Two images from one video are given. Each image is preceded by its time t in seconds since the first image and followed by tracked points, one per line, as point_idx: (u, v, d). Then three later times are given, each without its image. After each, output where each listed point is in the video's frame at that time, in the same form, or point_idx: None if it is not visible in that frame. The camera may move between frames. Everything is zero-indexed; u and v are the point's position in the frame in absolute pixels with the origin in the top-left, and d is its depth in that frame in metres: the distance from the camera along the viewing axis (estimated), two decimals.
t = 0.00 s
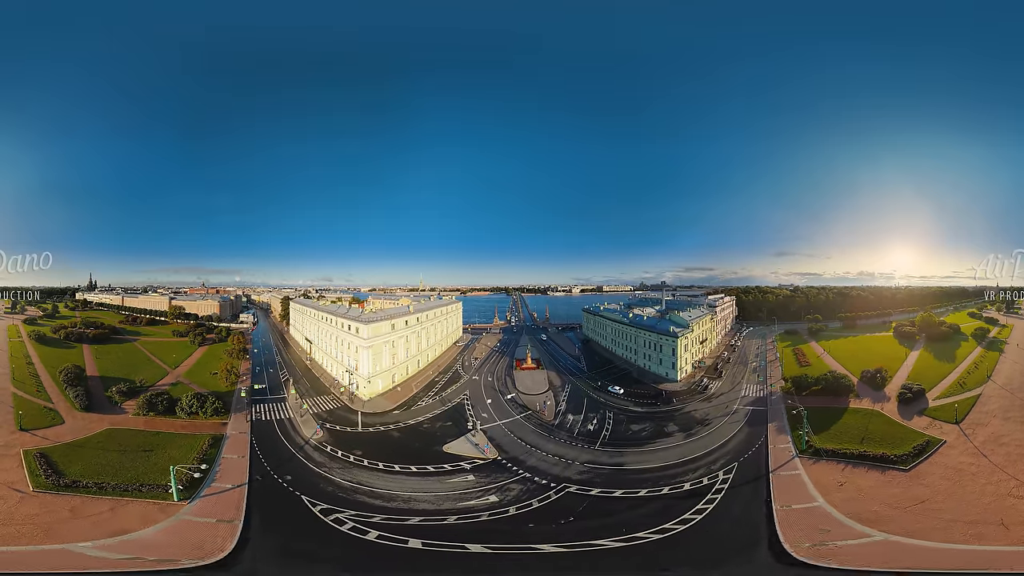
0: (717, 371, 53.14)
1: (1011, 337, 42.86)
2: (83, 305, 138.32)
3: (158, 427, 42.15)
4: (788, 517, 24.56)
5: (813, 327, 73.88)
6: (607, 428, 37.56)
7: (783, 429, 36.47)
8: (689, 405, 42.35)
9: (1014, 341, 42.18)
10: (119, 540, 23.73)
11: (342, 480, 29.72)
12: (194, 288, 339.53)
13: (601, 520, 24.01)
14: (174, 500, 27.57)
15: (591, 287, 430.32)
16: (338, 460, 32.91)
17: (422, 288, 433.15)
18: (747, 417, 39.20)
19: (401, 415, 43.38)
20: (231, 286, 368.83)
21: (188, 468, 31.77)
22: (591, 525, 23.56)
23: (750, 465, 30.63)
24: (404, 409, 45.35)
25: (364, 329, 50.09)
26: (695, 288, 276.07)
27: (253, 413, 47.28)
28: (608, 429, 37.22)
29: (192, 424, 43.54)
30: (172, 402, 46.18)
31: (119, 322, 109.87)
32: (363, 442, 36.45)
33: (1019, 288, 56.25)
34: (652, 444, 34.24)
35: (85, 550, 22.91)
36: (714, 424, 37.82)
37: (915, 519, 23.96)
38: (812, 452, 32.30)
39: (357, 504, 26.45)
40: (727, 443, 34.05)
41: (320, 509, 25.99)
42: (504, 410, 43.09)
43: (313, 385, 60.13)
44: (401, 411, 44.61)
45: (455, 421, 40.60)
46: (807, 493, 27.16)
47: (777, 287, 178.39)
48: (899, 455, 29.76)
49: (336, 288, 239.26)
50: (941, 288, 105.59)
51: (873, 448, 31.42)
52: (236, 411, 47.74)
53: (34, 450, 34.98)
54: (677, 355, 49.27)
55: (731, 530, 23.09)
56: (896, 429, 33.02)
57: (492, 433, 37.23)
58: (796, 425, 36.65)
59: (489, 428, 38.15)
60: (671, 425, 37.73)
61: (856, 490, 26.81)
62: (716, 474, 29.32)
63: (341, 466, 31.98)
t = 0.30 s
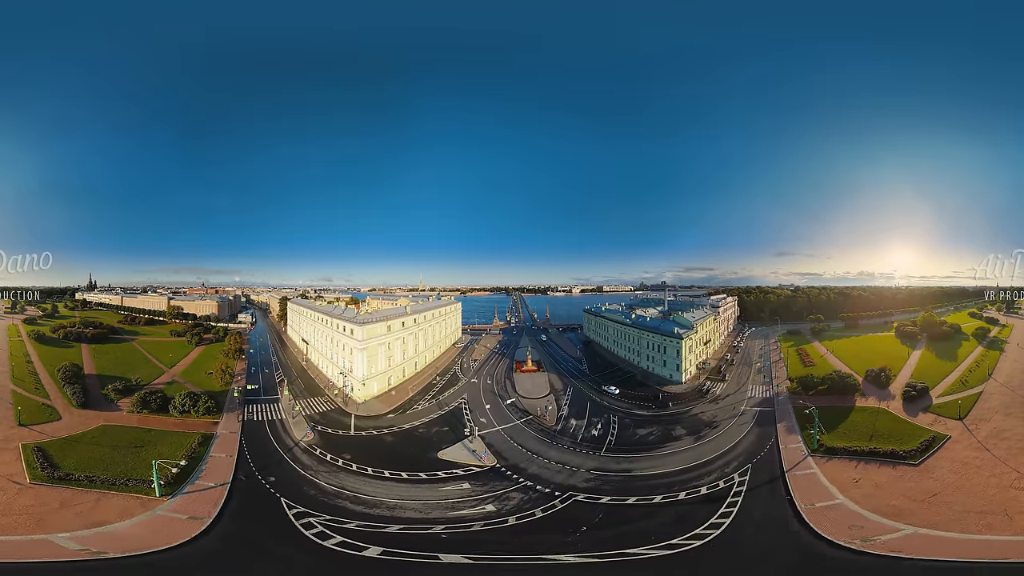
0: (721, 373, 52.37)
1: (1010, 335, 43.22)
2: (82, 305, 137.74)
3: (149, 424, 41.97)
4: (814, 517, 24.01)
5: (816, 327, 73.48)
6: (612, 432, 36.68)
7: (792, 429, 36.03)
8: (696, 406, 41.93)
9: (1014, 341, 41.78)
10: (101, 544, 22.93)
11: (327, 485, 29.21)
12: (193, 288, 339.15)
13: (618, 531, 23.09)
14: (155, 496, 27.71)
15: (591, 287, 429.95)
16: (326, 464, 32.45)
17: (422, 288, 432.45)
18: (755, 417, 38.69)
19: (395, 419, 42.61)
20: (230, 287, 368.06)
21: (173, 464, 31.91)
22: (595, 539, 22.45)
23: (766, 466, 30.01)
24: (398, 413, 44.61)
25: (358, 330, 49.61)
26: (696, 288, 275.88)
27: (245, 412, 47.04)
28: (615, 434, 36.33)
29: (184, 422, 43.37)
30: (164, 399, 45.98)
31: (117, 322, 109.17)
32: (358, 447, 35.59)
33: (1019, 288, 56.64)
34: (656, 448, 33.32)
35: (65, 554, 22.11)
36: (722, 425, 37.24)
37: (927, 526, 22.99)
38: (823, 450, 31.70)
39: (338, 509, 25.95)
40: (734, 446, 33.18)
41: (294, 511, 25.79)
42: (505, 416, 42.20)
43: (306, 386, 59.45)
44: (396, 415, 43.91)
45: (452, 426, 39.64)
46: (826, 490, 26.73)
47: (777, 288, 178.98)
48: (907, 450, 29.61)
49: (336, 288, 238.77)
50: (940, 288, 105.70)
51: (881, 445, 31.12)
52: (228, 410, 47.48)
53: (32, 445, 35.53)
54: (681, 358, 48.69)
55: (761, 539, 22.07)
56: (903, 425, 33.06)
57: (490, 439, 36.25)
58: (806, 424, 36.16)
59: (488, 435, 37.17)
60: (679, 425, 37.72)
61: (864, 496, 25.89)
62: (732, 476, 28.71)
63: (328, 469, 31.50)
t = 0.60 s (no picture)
0: (725, 374, 51.59)
1: (1011, 335, 44.11)
2: (82, 305, 137.17)
3: (143, 421, 41.84)
4: (842, 514, 23.61)
5: (819, 326, 73.07)
6: (619, 437, 35.70)
7: (801, 428, 35.39)
8: (704, 407, 41.29)
9: (1014, 341, 42.75)
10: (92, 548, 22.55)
11: (311, 489, 28.71)
12: (193, 288, 338.42)
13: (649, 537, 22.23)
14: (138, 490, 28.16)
15: (591, 287, 429.25)
16: (313, 467, 31.93)
17: (422, 288, 431.92)
18: (763, 418, 38.01)
19: (390, 423, 41.84)
20: (230, 287, 367.82)
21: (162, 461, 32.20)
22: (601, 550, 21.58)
23: (778, 467, 29.41)
24: (394, 417, 43.84)
25: (352, 332, 48.93)
26: (695, 288, 275.43)
27: (237, 412, 46.43)
28: (621, 439, 35.35)
29: (176, 420, 43.17)
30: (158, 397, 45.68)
31: (115, 322, 108.64)
32: (351, 451, 34.84)
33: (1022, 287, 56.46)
34: (663, 452, 32.34)
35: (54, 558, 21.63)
36: (731, 427, 36.48)
37: (943, 519, 22.89)
38: (835, 447, 31.02)
39: (314, 514, 25.54)
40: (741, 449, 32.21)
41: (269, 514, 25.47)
42: (506, 421, 41.26)
43: (301, 388, 58.62)
44: (391, 419, 43.15)
45: (449, 432, 38.74)
46: (843, 487, 26.33)
47: (778, 287, 179.12)
48: (914, 445, 29.55)
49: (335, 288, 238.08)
50: (942, 288, 105.31)
51: (888, 441, 30.88)
52: (221, 410, 46.96)
53: (30, 440, 36.08)
54: (686, 359, 48.13)
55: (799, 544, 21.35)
56: (906, 421, 33.11)
57: (489, 446, 35.25)
58: (815, 424, 35.54)
59: (488, 441, 36.21)
60: (686, 427, 36.90)
61: (879, 493, 25.50)
62: (746, 479, 28.01)
63: (314, 473, 30.95)
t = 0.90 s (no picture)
0: (729, 376, 50.99)
1: (1011, 335, 44.36)
2: (81, 305, 136.47)
3: (135, 419, 42.06)
4: (864, 510, 23.59)
5: (821, 327, 72.43)
6: (626, 442, 35.04)
7: (809, 427, 34.99)
8: (712, 410, 40.70)
9: (1014, 340, 42.96)
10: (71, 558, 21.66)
11: (293, 491, 28.54)
12: (194, 287, 339.15)
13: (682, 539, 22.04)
14: (123, 486, 28.66)
15: (591, 287, 429.17)
16: (300, 469, 31.67)
17: (422, 287, 431.24)
18: (771, 418, 37.56)
19: (384, 428, 41.34)
20: (230, 287, 367.23)
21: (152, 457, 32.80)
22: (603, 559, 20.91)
23: (793, 466, 29.03)
24: (390, 421, 43.28)
25: (346, 333, 48.57)
26: (696, 288, 274.88)
27: (230, 412, 46.32)
28: (629, 444, 34.67)
29: (167, 419, 43.17)
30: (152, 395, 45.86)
31: (114, 322, 108.12)
32: (344, 456, 34.32)
33: None
34: (672, 456, 31.69)
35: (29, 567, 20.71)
36: (740, 429, 35.91)
37: (955, 510, 23.13)
38: (844, 446, 30.66)
39: (285, 516, 25.44)
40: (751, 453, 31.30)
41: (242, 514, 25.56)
42: (507, 427, 40.56)
43: (295, 389, 58.05)
44: (385, 423, 42.68)
45: (446, 438, 38.08)
46: (856, 482, 26.32)
47: (777, 287, 179.28)
48: (921, 440, 29.29)
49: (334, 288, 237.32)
50: (942, 289, 105.13)
51: (895, 437, 30.59)
52: (214, 409, 46.79)
53: (25, 433, 36.40)
54: (691, 360, 47.78)
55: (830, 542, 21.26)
56: (911, 418, 32.84)
57: (489, 453, 34.50)
58: (823, 423, 35.07)
59: (488, 448, 35.48)
60: (695, 429, 36.41)
61: (891, 487, 25.57)
62: (762, 479, 27.55)
63: (300, 475, 30.68)
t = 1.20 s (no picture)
0: (730, 379, 51.14)
1: (1011, 334, 45.83)
2: (80, 305, 136.77)
3: (130, 417, 44.27)
4: (883, 504, 24.57)
5: (823, 327, 73.89)
6: (635, 446, 34.82)
7: (817, 426, 35.88)
8: (721, 411, 41.15)
9: (1013, 340, 44.34)
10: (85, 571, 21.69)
11: (275, 494, 29.40)
12: (192, 287, 339.95)
13: (706, 533, 22.93)
14: (114, 480, 30.67)
15: (591, 287, 429.90)
16: (286, 472, 32.50)
17: (422, 287, 431.74)
18: (779, 418, 38.33)
19: (376, 432, 41.23)
20: (229, 287, 367.64)
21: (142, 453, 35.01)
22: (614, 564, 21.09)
23: (805, 465, 29.83)
24: (386, 425, 43.15)
25: (341, 335, 49.02)
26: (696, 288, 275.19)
27: (221, 412, 48.18)
28: (636, 449, 34.33)
29: (162, 417, 45.28)
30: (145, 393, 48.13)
31: (113, 322, 108.71)
32: (336, 461, 34.44)
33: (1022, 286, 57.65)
34: (681, 461, 31.72)
35: None
36: (749, 430, 36.54)
37: (963, 501, 24.24)
38: (854, 443, 31.59)
39: (255, 519, 26.27)
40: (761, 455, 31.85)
41: (216, 513, 26.84)
42: (507, 432, 40.15)
43: (289, 390, 59.08)
44: (379, 427, 42.70)
45: (442, 444, 37.70)
46: (869, 479, 27.25)
47: (774, 287, 180.93)
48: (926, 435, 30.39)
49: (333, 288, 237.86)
50: (941, 290, 106.29)
51: (901, 433, 31.62)
52: (207, 409, 48.74)
53: (24, 429, 38.78)
54: (696, 362, 48.52)
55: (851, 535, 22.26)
56: (915, 414, 33.98)
57: (488, 460, 33.97)
58: (831, 421, 35.96)
59: (486, 455, 34.97)
60: (703, 432, 36.70)
61: (902, 480, 26.63)
62: (778, 480, 28.11)
63: (285, 478, 31.53)
